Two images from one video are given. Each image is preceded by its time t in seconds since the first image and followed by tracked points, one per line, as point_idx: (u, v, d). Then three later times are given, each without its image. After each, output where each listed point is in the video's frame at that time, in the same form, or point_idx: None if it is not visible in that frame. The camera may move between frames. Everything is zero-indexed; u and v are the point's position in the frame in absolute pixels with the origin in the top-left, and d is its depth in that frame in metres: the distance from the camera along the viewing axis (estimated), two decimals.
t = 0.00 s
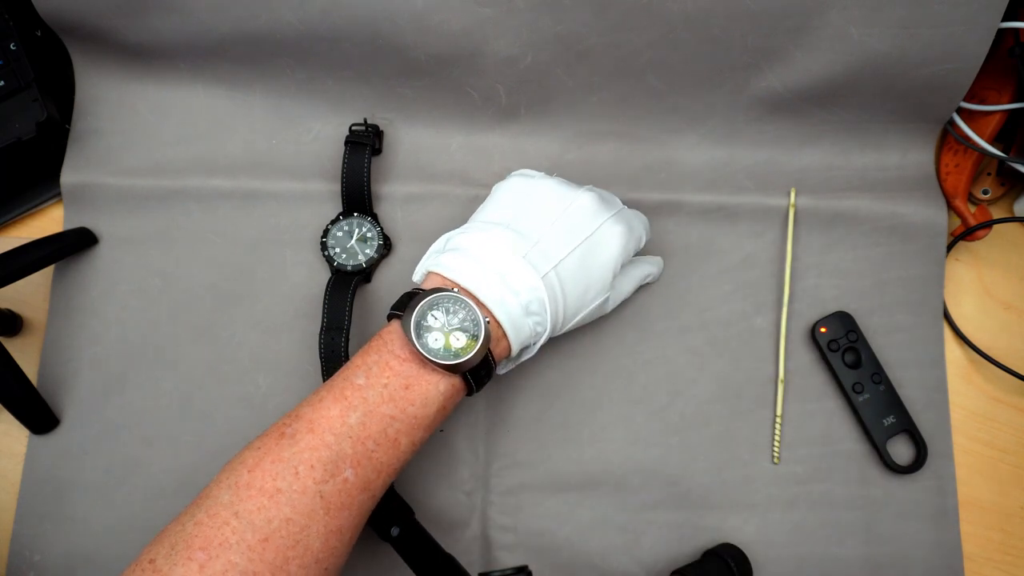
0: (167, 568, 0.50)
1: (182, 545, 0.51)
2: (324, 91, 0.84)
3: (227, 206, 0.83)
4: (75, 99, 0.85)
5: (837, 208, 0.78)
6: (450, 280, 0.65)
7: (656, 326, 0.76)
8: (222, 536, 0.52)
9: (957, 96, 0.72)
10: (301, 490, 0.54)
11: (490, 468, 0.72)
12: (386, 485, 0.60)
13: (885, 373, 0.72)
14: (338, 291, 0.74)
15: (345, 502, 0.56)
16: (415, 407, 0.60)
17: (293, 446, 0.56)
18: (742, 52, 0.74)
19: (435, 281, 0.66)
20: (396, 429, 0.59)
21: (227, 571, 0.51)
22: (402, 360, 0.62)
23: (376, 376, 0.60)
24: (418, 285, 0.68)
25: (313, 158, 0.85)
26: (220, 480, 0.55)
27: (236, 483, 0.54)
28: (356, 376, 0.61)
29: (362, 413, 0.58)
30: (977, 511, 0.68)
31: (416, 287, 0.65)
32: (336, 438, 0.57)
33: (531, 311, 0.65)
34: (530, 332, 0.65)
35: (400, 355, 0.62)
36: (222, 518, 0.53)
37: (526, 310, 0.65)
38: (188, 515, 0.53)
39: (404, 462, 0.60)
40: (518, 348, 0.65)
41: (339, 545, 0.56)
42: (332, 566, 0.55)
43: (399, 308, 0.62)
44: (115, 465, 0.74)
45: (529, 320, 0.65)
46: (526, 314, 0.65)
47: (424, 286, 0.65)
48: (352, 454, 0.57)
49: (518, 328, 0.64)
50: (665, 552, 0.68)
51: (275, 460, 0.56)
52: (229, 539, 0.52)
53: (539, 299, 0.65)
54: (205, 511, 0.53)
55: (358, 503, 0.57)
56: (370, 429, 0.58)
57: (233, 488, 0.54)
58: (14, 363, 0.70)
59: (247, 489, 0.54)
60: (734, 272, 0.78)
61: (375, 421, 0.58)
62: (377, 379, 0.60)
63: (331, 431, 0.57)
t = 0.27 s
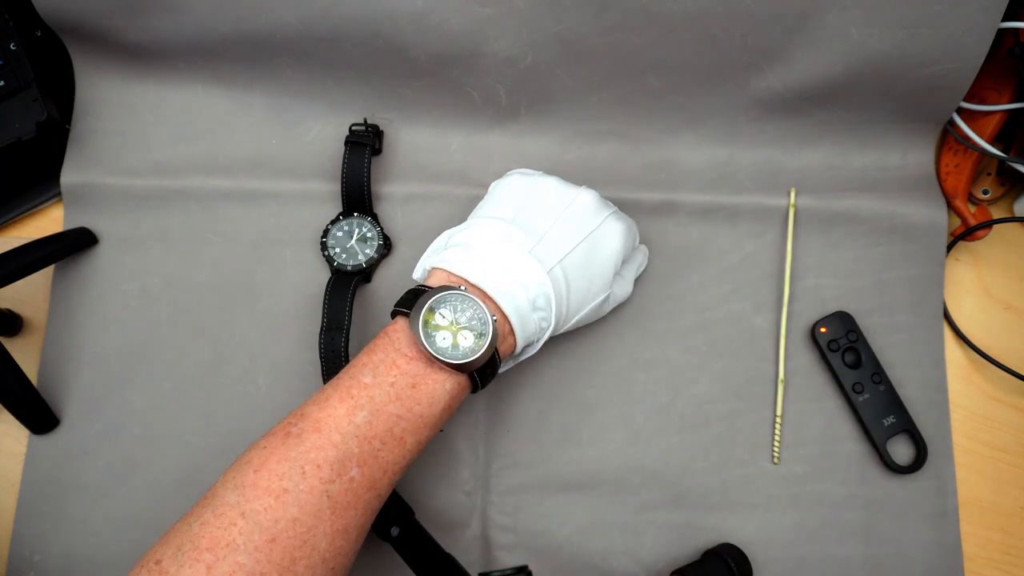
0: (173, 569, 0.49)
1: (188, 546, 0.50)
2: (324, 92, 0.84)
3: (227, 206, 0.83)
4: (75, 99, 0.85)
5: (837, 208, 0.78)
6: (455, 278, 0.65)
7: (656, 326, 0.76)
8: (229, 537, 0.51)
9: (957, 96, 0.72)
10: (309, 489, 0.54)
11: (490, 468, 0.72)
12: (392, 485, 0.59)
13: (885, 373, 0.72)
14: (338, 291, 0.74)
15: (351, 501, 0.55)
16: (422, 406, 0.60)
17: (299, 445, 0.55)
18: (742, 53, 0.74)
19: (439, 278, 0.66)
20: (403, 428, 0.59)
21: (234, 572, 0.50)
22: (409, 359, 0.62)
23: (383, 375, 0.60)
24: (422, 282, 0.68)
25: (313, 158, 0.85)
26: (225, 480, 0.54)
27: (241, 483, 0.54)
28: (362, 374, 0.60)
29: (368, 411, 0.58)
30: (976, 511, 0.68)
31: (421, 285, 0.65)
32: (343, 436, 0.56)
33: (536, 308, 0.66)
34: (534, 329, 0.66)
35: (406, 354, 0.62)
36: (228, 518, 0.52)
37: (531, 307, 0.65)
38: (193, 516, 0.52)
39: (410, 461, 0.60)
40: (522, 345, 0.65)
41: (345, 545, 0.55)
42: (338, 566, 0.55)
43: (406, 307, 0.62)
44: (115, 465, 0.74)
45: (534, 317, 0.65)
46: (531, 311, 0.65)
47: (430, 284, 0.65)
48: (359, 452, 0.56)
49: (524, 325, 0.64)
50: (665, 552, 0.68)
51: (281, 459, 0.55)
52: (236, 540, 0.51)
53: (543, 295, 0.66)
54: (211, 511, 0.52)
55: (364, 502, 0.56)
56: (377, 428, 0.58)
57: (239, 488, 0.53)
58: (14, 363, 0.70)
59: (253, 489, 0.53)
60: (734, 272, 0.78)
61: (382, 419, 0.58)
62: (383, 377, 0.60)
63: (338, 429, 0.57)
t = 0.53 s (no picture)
0: (176, 567, 0.49)
1: (191, 543, 0.50)
2: (324, 91, 0.84)
3: (227, 206, 0.83)
4: (75, 99, 0.85)
5: (837, 208, 0.78)
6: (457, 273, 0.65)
7: (656, 326, 0.76)
8: (232, 534, 0.51)
9: (957, 96, 0.72)
10: (312, 485, 0.54)
11: (490, 467, 0.72)
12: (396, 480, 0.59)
13: (885, 373, 0.72)
14: (339, 291, 0.74)
15: (355, 497, 0.56)
16: (424, 402, 0.60)
17: (303, 441, 0.55)
18: (742, 53, 0.74)
19: (441, 273, 0.66)
20: (406, 424, 0.59)
21: (238, 569, 0.49)
22: (412, 354, 0.62)
23: (386, 370, 0.60)
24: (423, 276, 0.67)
25: (313, 158, 0.85)
26: (228, 477, 0.54)
27: (245, 479, 0.53)
28: (365, 371, 0.60)
29: (371, 407, 0.58)
30: (976, 511, 0.68)
31: (423, 281, 0.65)
32: (346, 432, 0.56)
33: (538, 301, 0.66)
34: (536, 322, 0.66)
35: (409, 349, 0.62)
36: (231, 515, 0.51)
37: (533, 300, 0.65)
38: (196, 513, 0.52)
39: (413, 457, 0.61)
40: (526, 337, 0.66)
41: (348, 541, 0.55)
42: (341, 562, 0.55)
43: (408, 303, 0.62)
44: (115, 465, 0.74)
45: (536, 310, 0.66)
46: (533, 303, 0.65)
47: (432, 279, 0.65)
48: (362, 448, 0.56)
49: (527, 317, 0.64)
50: (665, 552, 0.68)
51: (285, 455, 0.55)
52: (239, 537, 0.51)
53: (545, 287, 0.66)
54: (214, 507, 0.52)
55: (368, 498, 0.57)
56: (380, 424, 0.58)
57: (243, 485, 0.53)
58: (14, 363, 0.70)
59: (257, 485, 0.53)
60: (734, 272, 0.78)
61: (385, 415, 0.58)
62: (386, 373, 0.60)
63: (341, 425, 0.57)
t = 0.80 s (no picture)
0: (172, 568, 0.49)
1: (186, 545, 0.50)
2: (324, 91, 0.84)
3: (227, 206, 0.83)
4: (75, 99, 0.85)
5: (837, 208, 0.78)
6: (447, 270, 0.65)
7: (656, 326, 0.76)
8: (226, 534, 0.51)
9: (957, 96, 0.72)
10: (306, 484, 0.54)
11: (490, 467, 0.72)
12: (392, 478, 0.59)
13: (885, 373, 0.72)
14: (338, 291, 0.74)
15: (350, 496, 0.55)
16: (418, 399, 0.60)
17: (296, 440, 0.55)
18: (742, 53, 0.74)
19: (432, 272, 0.66)
20: (400, 422, 0.59)
21: (232, 570, 0.49)
22: (404, 352, 0.62)
23: (378, 368, 0.60)
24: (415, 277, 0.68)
25: (313, 158, 0.85)
26: (223, 478, 0.54)
27: (239, 480, 0.54)
28: (357, 370, 0.60)
29: (364, 405, 0.58)
30: (977, 511, 0.68)
31: (413, 280, 0.65)
32: (339, 431, 0.56)
33: (530, 296, 0.66)
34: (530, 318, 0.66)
35: (401, 347, 0.62)
36: (226, 516, 0.52)
37: (525, 295, 0.65)
38: (191, 514, 0.52)
39: (408, 454, 0.60)
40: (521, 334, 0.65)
41: (344, 540, 0.55)
42: (338, 562, 0.55)
43: (398, 301, 0.62)
44: (115, 465, 0.74)
45: (529, 305, 0.65)
46: (526, 299, 0.65)
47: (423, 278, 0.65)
48: (356, 447, 0.56)
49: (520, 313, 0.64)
50: (666, 552, 0.68)
51: (278, 455, 0.55)
52: (234, 537, 0.51)
53: (537, 282, 0.66)
54: (209, 508, 0.52)
55: (364, 496, 0.56)
56: (373, 421, 0.58)
57: (237, 485, 0.53)
58: (14, 363, 0.70)
59: (251, 486, 0.53)
60: (734, 272, 0.78)
61: (378, 413, 0.58)
62: (379, 371, 0.60)
63: (334, 424, 0.56)
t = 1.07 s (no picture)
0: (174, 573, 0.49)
1: (188, 550, 0.50)
2: (324, 92, 0.84)
3: (227, 206, 0.83)
4: (75, 99, 0.85)
5: (837, 208, 0.78)
6: (453, 275, 0.66)
7: (656, 326, 0.76)
8: (227, 539, 0.51)
9: (956, 96, 0.72)
10: (307, 490, 0.53)
11: (490, 468, 0.72)
12: (396, 485, 0.59)
13: (885, 373, 0.72)
14: (339, 291, 0.74)
15: (353, 502, 0.55)
16: (421, 404, 0.60)
17: (299, 446, 0.56)
18: (742, 53, 0.74)
19: (439, 278, 0.67)
20: (403, 427, 0.58)
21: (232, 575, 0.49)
22: (407, 357, 0.62)
23: (381, 374, 0.60)
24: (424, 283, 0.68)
25: (313, 158, 0.85)
26: (226, 484, 0.54)
27: (242, 485, 0.54)
28: (361, 376, 0.60)
29: (367, 411, 0.58)
30: (976, 511, 0.68)
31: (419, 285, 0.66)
32: (341, 437, 0.56)
33: (536, 300, 0.65)
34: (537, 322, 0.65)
35: (405, 352, 0.62)
36: (227, 521, 0.52)
37: (530, 299, 0.64)
38: (194, 520, 0.52)
39: (413, 461, 0.60)
40: (530, 338, 0.65)
41: (347, 547, 0.55)
42: (340, 569, 0.54)
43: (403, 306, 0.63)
44: (115, 465, 0.74)
45: (535, 309, 0.65)
46: (532, 303, 0.65)
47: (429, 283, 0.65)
48: (358, 452, 0.56)
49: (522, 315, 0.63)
50: (665, 552, 0.68)
51: (281, 461, 0.55)
52: (235, 543, 0.51)
53: (544, 285, 0.65)
54: (211, 514, 0.52)
55: (367, 503, 0.56)
56: (376, 427, 0.57)
57: (239, 491, 0.53)
58: (14, 363, 0.70)
59: (253, 491, 0.53)
60: (734, 272, 0.78)
61: (381, 418, 0.58)
62: (382, 376, 0.60)
63: (337, 430, 0.56)
